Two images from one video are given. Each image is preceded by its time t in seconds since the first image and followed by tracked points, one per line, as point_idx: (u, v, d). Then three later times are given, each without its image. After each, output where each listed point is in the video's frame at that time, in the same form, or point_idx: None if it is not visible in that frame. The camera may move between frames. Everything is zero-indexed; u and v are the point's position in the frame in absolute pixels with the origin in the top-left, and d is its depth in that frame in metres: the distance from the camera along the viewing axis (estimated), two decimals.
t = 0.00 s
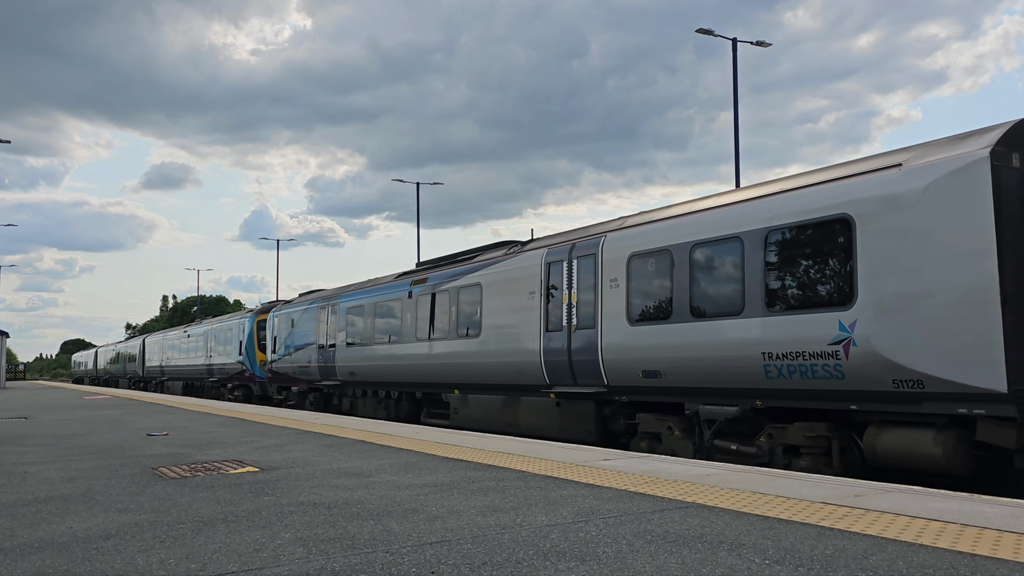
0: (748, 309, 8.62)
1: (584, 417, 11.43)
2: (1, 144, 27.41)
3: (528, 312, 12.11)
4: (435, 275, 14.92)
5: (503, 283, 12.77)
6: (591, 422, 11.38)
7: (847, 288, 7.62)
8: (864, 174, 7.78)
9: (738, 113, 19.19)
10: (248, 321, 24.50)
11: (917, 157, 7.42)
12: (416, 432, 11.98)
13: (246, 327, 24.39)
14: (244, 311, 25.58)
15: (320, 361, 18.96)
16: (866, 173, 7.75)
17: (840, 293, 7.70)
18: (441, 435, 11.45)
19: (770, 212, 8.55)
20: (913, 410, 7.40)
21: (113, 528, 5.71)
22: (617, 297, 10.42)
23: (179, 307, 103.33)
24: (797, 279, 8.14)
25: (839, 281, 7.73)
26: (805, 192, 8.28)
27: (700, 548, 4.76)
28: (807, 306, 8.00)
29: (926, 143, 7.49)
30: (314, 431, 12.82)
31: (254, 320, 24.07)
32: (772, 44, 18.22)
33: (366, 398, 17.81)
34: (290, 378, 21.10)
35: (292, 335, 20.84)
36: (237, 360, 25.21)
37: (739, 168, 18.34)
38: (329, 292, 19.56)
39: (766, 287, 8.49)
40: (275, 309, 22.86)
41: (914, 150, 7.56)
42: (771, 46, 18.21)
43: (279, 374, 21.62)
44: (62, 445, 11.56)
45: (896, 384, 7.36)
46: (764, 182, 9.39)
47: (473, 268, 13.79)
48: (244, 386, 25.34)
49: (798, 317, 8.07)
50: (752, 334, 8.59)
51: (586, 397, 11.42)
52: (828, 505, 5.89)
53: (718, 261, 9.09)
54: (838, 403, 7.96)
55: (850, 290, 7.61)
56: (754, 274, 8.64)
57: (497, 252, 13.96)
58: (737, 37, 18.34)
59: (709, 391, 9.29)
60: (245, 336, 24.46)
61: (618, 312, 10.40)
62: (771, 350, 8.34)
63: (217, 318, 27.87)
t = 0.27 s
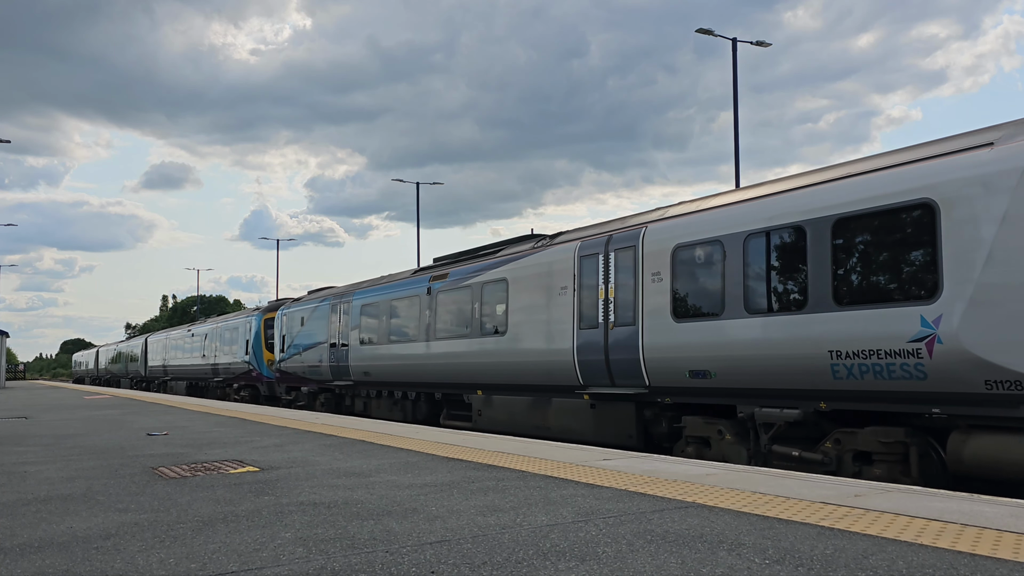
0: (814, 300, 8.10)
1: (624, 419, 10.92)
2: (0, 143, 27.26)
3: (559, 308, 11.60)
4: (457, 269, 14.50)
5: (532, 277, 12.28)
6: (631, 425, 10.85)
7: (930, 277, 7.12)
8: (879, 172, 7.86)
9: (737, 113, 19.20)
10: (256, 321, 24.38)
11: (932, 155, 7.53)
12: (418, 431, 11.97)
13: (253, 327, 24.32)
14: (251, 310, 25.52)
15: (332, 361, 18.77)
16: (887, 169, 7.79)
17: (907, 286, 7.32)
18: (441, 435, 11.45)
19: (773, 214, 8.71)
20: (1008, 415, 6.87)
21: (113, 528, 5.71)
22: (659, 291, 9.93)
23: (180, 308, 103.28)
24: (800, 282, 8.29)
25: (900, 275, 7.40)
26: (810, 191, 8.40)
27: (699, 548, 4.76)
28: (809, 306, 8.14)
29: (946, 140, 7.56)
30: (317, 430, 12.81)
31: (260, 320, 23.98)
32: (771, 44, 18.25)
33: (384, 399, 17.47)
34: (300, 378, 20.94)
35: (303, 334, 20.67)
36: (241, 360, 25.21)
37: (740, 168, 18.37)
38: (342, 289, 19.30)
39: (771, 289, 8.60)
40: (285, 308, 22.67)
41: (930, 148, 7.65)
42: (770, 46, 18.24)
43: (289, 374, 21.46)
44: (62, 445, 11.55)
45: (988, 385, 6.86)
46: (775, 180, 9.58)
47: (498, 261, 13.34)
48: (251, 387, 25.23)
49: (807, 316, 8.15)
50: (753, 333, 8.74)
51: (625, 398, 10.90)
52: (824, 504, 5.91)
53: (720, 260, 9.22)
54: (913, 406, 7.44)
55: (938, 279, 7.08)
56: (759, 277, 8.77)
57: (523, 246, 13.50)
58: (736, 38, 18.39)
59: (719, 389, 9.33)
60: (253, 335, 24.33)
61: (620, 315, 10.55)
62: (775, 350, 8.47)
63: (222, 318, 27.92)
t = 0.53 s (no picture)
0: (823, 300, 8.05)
1: (670, 425, 10.26)
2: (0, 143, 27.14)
3: (601, 304, 11.04)
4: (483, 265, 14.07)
5: (565, 271, 11.80)
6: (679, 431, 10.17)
7: (927, 279, 7.18)
8: (879, 172, 7.86)
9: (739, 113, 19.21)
10: (263, 320, 24.27)
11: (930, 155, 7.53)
12: (417, 432, 12.02)
13: (260, 327, 24.24)
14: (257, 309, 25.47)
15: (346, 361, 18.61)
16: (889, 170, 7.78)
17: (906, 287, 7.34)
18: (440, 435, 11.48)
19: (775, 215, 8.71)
20: None
21: (113, 528, 5.71)
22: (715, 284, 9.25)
23: (181, 308, 103.30)
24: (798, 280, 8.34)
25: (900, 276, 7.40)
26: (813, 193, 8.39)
27: (699, 548, 4.76)
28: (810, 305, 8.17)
29: (944, 141, 7.54)
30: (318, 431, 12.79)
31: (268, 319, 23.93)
32: (771, 44, 18.28)
33: (403, 401, 17.18)
34: (312, 379, 20.81)
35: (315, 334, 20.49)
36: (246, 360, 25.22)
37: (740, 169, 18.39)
38: (358, 287, 18.99)
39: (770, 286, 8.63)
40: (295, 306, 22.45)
41: (930, 148, 7.65)
42: (770, 46, 18.27)
43: (300, 375, 21.31)
44: (62, 446, 11.55)
45: None
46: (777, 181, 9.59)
47: (527, 256, 12.88)
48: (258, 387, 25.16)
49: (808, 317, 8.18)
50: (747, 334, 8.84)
51: (672, 403, 10.29)
52: (821, 504, 5.93)
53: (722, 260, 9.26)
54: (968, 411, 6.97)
55: (933, 282, 7.14)
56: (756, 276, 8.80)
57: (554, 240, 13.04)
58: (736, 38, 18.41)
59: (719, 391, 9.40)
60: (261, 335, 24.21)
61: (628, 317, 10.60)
62: (772, 350, 8.55)
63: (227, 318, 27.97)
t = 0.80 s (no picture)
0: (875, 298, 7.64)
1: (725, 430, 9.59)
2: None
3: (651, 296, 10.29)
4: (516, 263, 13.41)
5: (604, 266, 11.16)
6: (736, 437, 9.47)
7: (981, 277, 6.80)
8: (938, 159, 7.45)
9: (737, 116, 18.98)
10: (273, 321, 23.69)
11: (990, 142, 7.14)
12: (416, 433, 11.62)
13: (271, 328, 23.67)
14: (265, 310, 24.94)
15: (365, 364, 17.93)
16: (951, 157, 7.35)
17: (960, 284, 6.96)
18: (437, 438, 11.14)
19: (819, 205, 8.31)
20: None
21: (112, 531, 5.30)
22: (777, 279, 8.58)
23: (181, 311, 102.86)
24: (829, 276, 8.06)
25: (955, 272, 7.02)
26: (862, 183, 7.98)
27: (700, 552, 4.58)
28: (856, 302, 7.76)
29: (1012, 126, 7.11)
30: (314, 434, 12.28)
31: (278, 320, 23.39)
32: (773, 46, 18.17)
33: (431, 406, 16.42)
34: (329, 382, 20.15)
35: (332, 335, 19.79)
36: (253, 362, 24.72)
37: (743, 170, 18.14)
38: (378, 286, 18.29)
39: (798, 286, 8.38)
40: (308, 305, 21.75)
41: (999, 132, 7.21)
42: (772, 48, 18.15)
43: (316, 377, 20.65)
44: (60, 448, 11.13)
45: None
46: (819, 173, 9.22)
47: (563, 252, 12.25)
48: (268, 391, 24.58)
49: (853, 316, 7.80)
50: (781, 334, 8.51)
51: (727, 407, 9.61)
52: (822, 507, 5.81)
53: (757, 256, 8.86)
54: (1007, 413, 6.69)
55: (988, 279, 6.77)
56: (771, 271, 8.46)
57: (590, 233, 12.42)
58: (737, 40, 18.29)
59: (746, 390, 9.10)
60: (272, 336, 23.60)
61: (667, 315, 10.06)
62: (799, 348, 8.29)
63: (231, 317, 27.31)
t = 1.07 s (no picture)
0: (836, 304, 7.74)
1: (705, 432, 9.62)
2: None
3: (633, 294, 10.33)
4: (503, 266, 13.44)
5: (593, 273, 11.18)
6: (713, 437, 9.50)
7: (956, 285, 6.84)
8: (886, 175, 7.69)
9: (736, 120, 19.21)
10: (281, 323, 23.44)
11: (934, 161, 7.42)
12: (413, 437, 11.99)
13: (278, 329, 23.45)
14: (273, 311, 24.79)
15: (371, 367, 17.46)
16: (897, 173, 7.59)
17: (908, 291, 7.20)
18: (438, 441, 11.44)
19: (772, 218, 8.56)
20: None
21: (112, 535, 5.69)
22: (706, 291, 9.23)
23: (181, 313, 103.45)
24: (804, 283, 8.07)
25: (904, 279, 7.25)
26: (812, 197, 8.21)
27: (701, 555, 4.74)
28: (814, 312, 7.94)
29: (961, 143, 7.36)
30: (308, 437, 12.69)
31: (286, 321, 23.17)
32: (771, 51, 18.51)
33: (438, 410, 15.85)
34: (335, 385, 19.67)
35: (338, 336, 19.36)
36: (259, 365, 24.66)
37: (740, 174, 18.38)
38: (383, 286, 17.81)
39: (774, 289, 8.39)
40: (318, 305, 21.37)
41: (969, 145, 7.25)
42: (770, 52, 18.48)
43: (321, 381, 20.29)
44: (63, 451, 11.55)
45: None
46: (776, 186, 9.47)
47: (552, 257, 12.20)
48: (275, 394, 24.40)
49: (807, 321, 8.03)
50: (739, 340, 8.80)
51: (708, 408, 9.65)
52: (826, 510, 5.92)
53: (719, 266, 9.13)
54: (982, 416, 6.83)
55: (964, 286, 6.80)
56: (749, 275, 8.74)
57: (576, 238, 12.43)
58: (734, 46, 18.68)
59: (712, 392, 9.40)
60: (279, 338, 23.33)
61: (643, 320, 10.15)
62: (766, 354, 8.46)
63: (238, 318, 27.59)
